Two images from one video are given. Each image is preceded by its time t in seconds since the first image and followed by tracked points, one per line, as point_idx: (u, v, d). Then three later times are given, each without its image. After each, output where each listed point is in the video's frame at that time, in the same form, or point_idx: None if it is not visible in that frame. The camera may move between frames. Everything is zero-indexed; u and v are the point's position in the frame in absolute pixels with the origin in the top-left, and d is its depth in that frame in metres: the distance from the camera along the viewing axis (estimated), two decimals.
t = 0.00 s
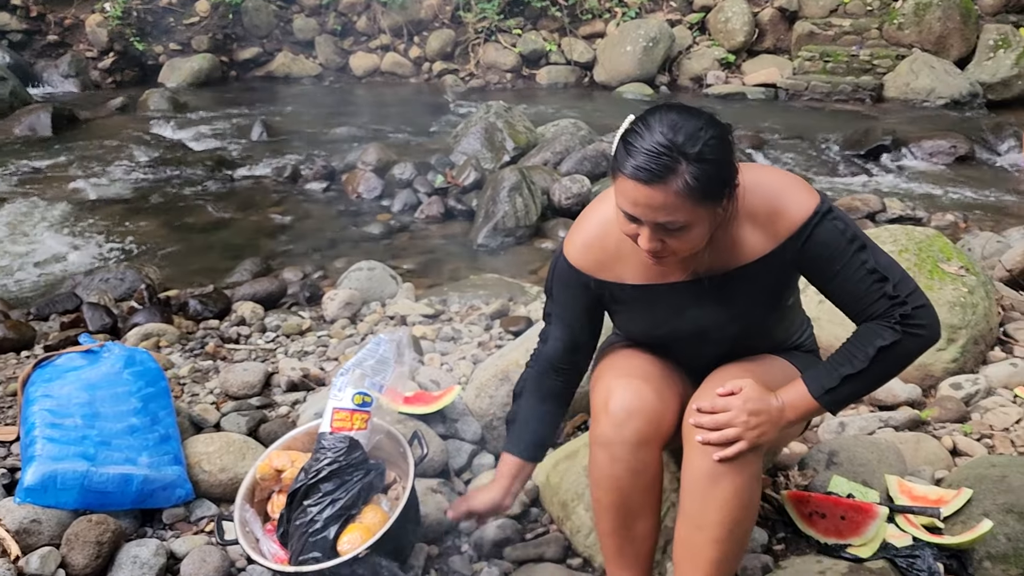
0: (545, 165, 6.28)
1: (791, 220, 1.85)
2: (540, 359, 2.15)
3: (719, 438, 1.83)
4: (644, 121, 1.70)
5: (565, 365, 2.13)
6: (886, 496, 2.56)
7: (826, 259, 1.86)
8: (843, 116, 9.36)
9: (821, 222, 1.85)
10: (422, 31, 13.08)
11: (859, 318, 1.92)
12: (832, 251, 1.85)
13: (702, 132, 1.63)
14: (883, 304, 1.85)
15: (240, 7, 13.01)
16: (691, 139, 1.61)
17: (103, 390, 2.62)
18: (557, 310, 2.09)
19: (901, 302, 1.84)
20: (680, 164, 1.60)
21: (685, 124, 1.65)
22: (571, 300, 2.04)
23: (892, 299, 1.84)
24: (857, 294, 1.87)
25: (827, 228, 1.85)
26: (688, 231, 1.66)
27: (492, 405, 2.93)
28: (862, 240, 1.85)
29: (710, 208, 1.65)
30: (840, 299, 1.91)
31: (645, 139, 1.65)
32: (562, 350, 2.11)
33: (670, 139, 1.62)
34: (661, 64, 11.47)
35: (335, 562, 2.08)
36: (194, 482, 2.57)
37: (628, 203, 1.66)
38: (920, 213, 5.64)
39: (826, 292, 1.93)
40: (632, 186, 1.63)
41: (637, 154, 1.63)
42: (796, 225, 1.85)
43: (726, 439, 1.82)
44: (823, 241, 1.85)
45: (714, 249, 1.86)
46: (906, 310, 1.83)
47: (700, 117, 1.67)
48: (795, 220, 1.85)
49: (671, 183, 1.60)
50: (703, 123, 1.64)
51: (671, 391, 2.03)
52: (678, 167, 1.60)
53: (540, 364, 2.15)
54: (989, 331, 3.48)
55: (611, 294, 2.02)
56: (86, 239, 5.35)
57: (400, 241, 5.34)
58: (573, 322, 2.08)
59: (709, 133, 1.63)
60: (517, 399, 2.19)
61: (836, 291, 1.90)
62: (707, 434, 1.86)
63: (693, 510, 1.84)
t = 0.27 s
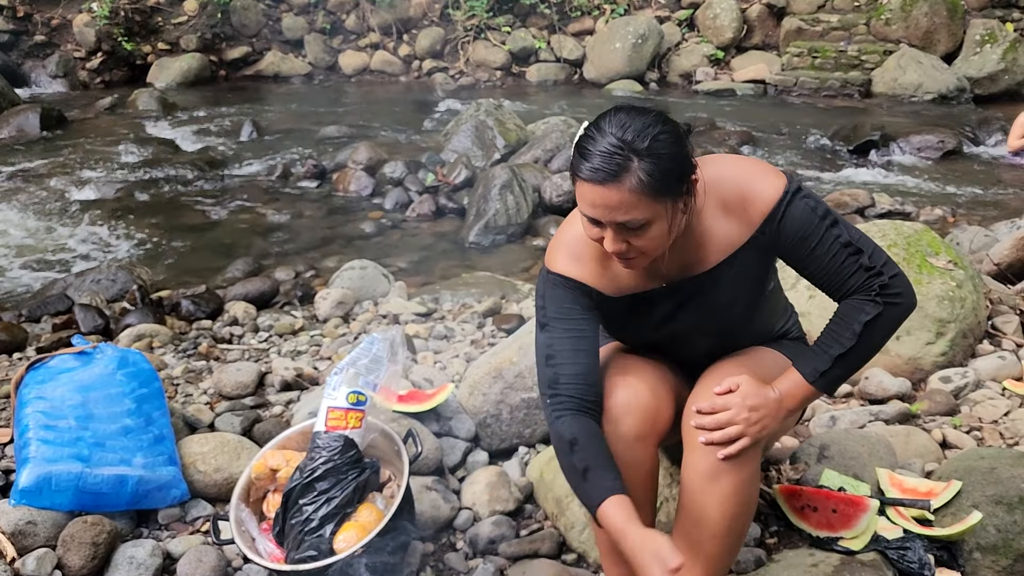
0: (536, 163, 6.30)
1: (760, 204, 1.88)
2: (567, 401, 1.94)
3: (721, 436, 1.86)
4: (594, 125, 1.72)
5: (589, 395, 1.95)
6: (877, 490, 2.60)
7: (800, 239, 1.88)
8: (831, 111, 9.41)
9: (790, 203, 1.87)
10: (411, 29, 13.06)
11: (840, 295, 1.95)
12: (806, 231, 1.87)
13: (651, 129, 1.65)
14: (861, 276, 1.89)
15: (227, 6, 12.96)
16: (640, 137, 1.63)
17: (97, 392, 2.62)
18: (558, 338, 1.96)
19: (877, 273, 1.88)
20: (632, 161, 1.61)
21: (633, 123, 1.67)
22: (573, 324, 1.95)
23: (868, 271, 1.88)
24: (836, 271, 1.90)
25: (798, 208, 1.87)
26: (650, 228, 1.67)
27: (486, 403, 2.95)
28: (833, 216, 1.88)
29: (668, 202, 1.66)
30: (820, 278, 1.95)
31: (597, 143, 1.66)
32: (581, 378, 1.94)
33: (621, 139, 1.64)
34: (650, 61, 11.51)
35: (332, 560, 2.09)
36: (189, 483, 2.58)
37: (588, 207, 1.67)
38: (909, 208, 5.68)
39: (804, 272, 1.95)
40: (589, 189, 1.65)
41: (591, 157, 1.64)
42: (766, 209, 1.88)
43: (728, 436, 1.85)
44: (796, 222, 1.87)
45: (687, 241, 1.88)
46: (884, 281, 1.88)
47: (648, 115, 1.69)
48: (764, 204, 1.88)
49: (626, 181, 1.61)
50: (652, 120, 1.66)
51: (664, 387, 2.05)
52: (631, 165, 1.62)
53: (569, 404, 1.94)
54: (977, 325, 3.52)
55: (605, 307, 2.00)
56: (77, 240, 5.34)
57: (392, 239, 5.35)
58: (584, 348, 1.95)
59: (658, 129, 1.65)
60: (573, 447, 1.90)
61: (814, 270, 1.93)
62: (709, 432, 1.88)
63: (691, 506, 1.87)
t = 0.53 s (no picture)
0: (536, 160, 6.31)
1: (766, 204, 1.88)
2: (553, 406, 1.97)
3: (730, 432, 1.87)
4: (599, 133, 1.71)
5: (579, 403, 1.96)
6: (879, 482, 2.62)
7: (806, 238, 1.88)
8: (831, 107, 9.43)
9: (795, 202, 1.87)
10: (411, 27, 13.05)
11: (848, 294, 1.95)
12: (813, 231, 1.87)
13: (660, 136, 1.65)
14: (868, 275, 1.89)
15: (227, 4, 12.94)
16: (650, 144, 1.63)
17: (102, 387, 2.63)
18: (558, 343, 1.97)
19: (886, 273, 1.88)
20: (644, 170, 1.61)
21: (641, 129, 1.66)
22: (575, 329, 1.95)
23: (876, 270, 1.88)
24: (843, 270, 1.90)
25: (803, 207, 1.87)
26: (663, 233, 1.68)
27: (489, 398, 2.95)
28: (839, 215, 1.88)
29: (680, 206, 1.67)
30: (826, 277, 1.94)
31: (606, 150, 1.65)
32: (574, 385, 1.96)
33: (629, 147, 1.64)
34: (650, 57, 11.52)
35: (338, 553, 2.10)
36: (194, 478, 2.59)
37: (600, 216, 1.67)
38: (909, 203, 5.70)
39: (811, 271, 1.95)
40: (601, 199, 1.64)
41: (600, 167, 1.64)
42: (771, 208, 1.88)
43: (737, 433, 1.87)
44: (802, 221, 1.87)
45: (695, 243, 1.88)
46: (892, 280, 1.87)
47: (654, 121, 1.69)
48: (768, 204, 1.88)
49: (638, 190, 1.61)
50: (659, 126, 1.66)
51: (670, 381, 2.06)
52: (643, 174, 1.61)
53: (553, 411, 1.97)
54: (978, 318, 3.53)
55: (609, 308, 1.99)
56: (79, 238, 5.35)
57: (393, 235, 5.36)
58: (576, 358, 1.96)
59: (666, 136, 1.65)
60: (535, 458, 1.95)
61: (820, 270, 1.93)
62: (717, 427, 1.90)
63: (698, 501, 1.89)
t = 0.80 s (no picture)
0: (540, 157, 6.33)
1: (789, 210, 1.88)
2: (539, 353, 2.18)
3: (726, 425, 1.85)
4: (651, 137, 1.71)
5: (563, 357, 2.17)
6: (883, 477, 2.65)
7: (825, 247, 1.89)
8: (834, 104, 9.43)
9: (819, 211, 1.87)
10: (415, 25, 13.07)
11: (860, 306, 1.96)
12: (832, 241, 1.88)
13: (714, 149, 1.66)
14: (883, 290, 1.89)
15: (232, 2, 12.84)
16: (703, 156, 1.64)
17: (111, 383, 2.65)
18: (558, 305, 2.13)
19: (901, 288, 1.88)
20: (696, 183, 1.62)
21: (695, 140, 1.67)
22: (574, 297, 2.09)
23: (891, 284, 1.89)
24: (856, 281, 1.91)
25: (824, 218, 1.88)
26: (705, 242, 1.70)
27: (496, 392, 2.99)
28: (859, 228, 1.88)
29: (725, 219, 1.68)
30: (838, 286, 1.95)
31: (655, 157, 1.66)
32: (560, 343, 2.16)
33: (683, 157, 1.64)
34: (653, 54, 11.53)
35: (346, 547, 2.11)
36: (203, 472, 2.61)
37: (643, 221, 1.68)
38: (912, 200, 5.71)
39: (824, 279, 1.96)
40: (647, 207, 1.65)
41: (649, 174, 1.64)
42: (794, 215, 1.88)
43: (733, 426, 1.85)
44: (821, 230, 1.87)
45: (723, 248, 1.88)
46: (907, 296, 1.87)
47: (708, 130, 1.69)
48: (793, 208, 1.88)
49: (689, 202, 1.62)
50: (713, 139, 1.67)
51: (673, 375, 2.06)
52: (695, 186, 1.62)
53: (539, 359, 2.19)
54: (981, 315, 3.54)
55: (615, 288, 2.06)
56: (85, 235, 5.37)
57: (398, 232, 5.38)
58: (564, 321, 2.13)
59: (720, 148, 1.66)
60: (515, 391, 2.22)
61: (834, 278, 1.93)
62: (714, 420, 1.88)
63: (698, 495, 1.88)
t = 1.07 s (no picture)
0: (546, 153, 6.33)
1: (789, 190, 1.87)
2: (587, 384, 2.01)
3: (740, 421, 1.85)
4: (636, 118, 1.70)
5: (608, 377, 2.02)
6: (892, 473, 2.61)
7: (826, 226, 1.89)
8: (841, 101, 9.42)
9: (817, 189, 1.87)
10: (421, 21, 13.07)
11: (862, 285, 1.96)
12: (831, 219, 1.88)
13: (700, 125, 1.64)
14: (883, 266, 1.90)
15: None
16: (688, 132, 1.62)
17: (122, 376, 2.66)
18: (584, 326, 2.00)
19: (901, 263, 1.89)
20: (682, 158, 1.60)
21: (679, 118, 1.65)
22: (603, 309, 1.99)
23: (891, 260, 1.89)
24: (857, 259, 1.91)
25: (822, 195, 1.87)
26: (695, 221, 1.68)
27: (504, 387, 2.98)
28: (858, 205, 1.88)
29: (713, 197, 1.66)
30: (839, 266, 1.95)
31: (641, 137, 1.65)
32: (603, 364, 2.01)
33: (667, 134, 1.63)
34: (659, 51, 11.52)
35: (356, 541, 2.11)
36: (214, 466, 2.62)
37: (633, 201, 1.66)
38: (920, 196, 5.70)
39: (826, 258, 1.96)
40: (634, 185, 1.63)
41: (635, 153, 1.63)
42: (792, 195, 1.87)
43: (747, 422, 1.84)
44: (821, 209, 1.87)
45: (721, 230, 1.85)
46: (906, 271, 1.88)
47: (693, 108, 1.68)
48: (793, 187, 1.88)
49: (675, 178, 1.60)
50: (697, 116, 1.65)
51: (683, 371, 2.07)
52: (680, 162, 1.60)
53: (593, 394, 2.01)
54: (990, 311, 3.54)
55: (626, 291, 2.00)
56: (95, 230, 5.40)
57: (405, 227, 5.39)
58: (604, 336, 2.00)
59: (705, 124, 1.65)
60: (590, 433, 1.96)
61: (836, 258, 1.93)
62: (728, 417, 1.88)
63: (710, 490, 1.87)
